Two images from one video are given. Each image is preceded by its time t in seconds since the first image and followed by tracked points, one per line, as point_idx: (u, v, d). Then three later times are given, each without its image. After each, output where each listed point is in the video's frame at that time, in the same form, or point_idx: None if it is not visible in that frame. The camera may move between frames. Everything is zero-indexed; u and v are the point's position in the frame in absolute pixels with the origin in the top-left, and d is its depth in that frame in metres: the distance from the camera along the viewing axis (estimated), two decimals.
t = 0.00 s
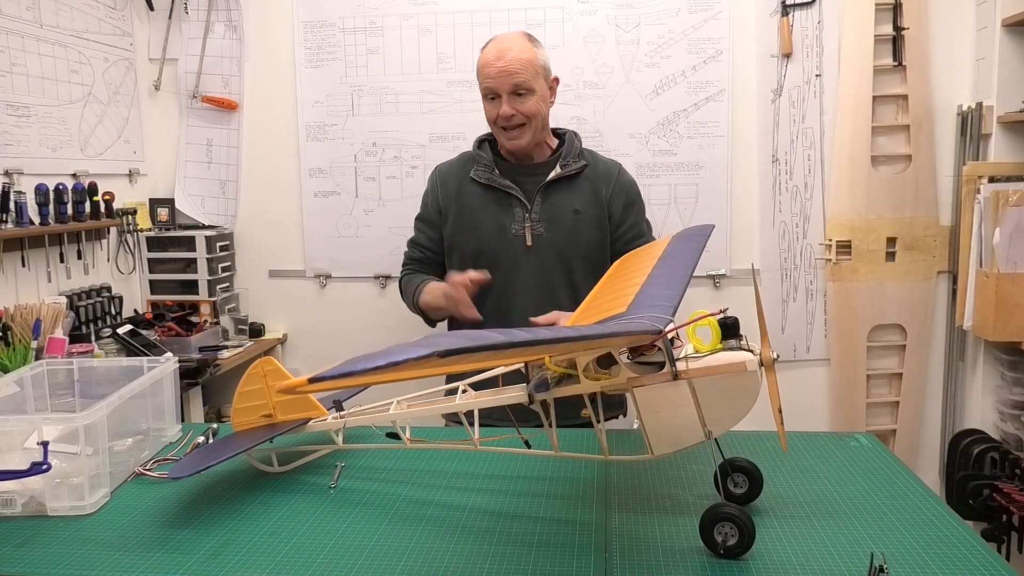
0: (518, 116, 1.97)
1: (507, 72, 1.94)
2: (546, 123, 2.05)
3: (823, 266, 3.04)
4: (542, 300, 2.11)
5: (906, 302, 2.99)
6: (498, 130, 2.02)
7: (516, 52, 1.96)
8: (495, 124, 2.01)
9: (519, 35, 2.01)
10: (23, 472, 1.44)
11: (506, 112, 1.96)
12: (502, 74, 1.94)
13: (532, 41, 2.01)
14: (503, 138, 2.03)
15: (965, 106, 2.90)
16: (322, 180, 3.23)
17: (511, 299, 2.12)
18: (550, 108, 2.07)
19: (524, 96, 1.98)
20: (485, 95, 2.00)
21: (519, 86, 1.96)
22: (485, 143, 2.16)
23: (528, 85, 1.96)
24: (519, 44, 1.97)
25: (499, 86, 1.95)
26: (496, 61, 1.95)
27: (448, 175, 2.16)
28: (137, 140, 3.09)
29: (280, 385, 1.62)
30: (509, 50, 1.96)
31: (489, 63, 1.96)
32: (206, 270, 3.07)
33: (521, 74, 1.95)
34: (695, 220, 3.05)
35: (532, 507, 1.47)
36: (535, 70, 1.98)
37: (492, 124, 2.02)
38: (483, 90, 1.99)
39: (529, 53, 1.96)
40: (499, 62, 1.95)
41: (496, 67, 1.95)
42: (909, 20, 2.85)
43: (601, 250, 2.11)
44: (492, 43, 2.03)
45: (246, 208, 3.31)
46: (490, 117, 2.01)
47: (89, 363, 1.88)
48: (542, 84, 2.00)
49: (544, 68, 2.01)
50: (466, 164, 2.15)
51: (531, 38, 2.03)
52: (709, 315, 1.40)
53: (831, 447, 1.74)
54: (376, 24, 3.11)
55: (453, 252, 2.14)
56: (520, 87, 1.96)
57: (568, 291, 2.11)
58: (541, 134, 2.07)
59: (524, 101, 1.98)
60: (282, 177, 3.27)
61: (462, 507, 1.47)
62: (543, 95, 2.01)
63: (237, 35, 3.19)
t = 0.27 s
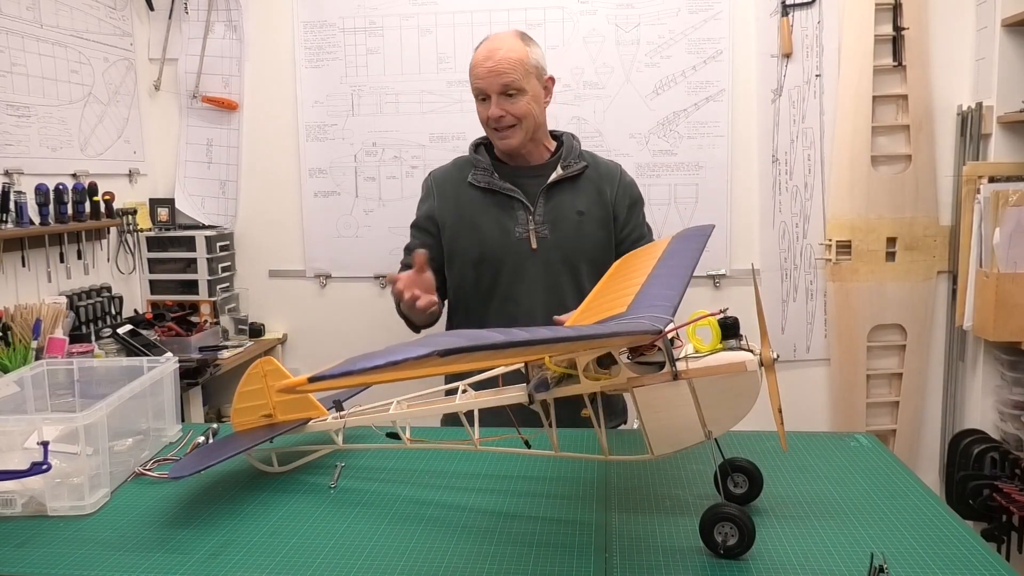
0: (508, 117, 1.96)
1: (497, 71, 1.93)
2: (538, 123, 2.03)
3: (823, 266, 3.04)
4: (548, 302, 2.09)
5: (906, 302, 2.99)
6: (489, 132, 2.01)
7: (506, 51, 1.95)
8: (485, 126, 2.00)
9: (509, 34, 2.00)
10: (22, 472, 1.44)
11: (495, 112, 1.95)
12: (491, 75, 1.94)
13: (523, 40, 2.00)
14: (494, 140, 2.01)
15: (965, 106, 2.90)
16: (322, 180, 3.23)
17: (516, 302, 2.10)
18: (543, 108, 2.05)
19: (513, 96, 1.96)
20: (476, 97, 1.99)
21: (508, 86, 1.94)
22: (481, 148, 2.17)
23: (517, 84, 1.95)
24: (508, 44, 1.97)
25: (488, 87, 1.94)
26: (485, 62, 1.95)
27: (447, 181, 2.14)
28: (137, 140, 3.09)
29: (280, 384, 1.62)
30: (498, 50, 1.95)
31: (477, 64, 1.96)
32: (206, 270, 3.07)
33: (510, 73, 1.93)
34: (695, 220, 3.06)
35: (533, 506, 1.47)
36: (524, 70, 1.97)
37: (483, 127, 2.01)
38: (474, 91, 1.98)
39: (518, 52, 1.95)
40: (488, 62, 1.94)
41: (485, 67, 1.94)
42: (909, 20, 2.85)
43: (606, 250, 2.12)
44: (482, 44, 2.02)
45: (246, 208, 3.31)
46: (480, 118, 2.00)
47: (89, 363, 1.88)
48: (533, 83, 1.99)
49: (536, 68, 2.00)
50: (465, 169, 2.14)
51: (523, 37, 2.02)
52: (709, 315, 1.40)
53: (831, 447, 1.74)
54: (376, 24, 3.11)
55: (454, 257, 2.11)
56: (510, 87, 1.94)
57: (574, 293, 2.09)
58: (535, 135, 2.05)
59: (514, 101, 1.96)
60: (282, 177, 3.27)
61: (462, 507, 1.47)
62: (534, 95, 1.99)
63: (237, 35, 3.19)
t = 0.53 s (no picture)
0: (511, 106, 1.96)
1: (495, 60, 1.92)
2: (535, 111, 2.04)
3: (823, 266, 3.04)
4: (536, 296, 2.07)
5: (906, 302, 2.99)
6: (488, 124, 1.99)
7: (502, 40, 1.94)
8: (484, 117, 1.98)
9: (497, 22, 1.99)
10: (22, 472, 1.44)
11: (499, 102, 1.94)
12: (491, 64, 1.92)
13: (511, 27, 1.99)
14: (493, 131, 2.00)
15: (965, 106, 2.90)
16: (322, 180, 3.23)
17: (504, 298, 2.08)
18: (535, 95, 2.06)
19: (511, 84, 1.96)
20: (471, 88, 1.97)
21: (508, 75, 1.94)
22: (467, 144, 2.16)
23: (517, 71, 1.95)
24: (500, 32, 1.95)
25: (488, 76, 1.93)
26: (480, 51, 1.92)
27: (432, 179, 2.13)
28: (137, 140, 3.09)
29: (280, 384, 1.62)
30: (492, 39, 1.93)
31: (473, 54, 1.93)
32: (206, 270, 3.07)
33: (510, 60, 1.93)
34: (695, 220, 3.05)
35: (533, 507, 1.47)
36: (519, 57, 1.97)
37: (480, 118, 1.99)
38: (469, 83, 1.95)
39: (513, 40, 1.95)
40: (485, 51, 1.92)
41: (483, 57, 1.92)
42: (909, 20, 2.85)
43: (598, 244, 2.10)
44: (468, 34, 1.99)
45: (246, 208, 3.31)
46: (477, 110, 1.98)
47: (89, 363, 1.88)
48: (528, 70, 2.00)
49: (527, 56, 2.01)
50: (450, 166, 2.13)
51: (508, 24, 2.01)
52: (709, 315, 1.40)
53: (830, 447, 1.74)
54: (376, 24, 3.11)
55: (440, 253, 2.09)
56: (510, 75, 1.94)
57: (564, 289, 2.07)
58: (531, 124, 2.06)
59: (514, 88, 1.97)
60: (281, 177, 3.27)
61: (462, 507, 1.47)
62: (530, 82, 2.00)
63: (237, 35, 3.19)
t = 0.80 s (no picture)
0: (490, 103, 1.88)
1: (477, 54, 1.84)
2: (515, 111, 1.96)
3: (823, 266, 3.04)
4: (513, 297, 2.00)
5: (906, 302, 2.98)
6: (464, 121, 1.91)
7: (486, 33, 1.86)
8: (461, 113, 1.90)
9: (482, 15, 1.91)
10: (23, 472, 1.44)
11: (478, 99, 1.86)
12: (473, 57, 1.84)
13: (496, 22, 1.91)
14: (470, 129, 1.92)
15: (965, 106, 2.90)
16: (322, 180, 3.23)
17: (479, 300, 2.02)
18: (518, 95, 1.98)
19: (492, 81, 1.88)
20: (451, 82, 1.89)
21: (490, 70, 1.86)
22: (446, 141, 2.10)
23: (500, 67, 1.87)
24: (485, 25, 1.87)
25: (467, 70, 1.85)
26: (462, 43, 1.84)
27: (407, 176, 2.08)
28: (137, 140, 3.09)
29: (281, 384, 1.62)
30: (475, 32, 1.85)
31: (454, 46, 1.85)
32: (206, 270, 3.07)
33: (494, 55, 1.85)
34: (695, 220, 3.06)
35: (533, 507, 1.47)
36: (503, 52, 1.89)
37: (458, 114, 1.91)
38: (447, 76, 1.87)
39: (497, 34, 1.87)
40: (467, 43, 1.84)
41: (464, 49, 1.84)
42: (909, 20, 2.85)
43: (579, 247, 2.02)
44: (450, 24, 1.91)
45: (246, 208, 3.31)
46: (455, 105, 1.90)
47: (89, 363, 1.88)
48: (512, 68, 1.92)
49: (512, 53, 1.92)
50: (426, 163, 2.07)
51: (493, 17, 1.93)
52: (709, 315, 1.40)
53: (830, 447, 1.74)
54: (376, 24, 3.11)
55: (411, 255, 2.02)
56: (492, 71, 1.86)
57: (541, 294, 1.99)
58: (512, 124, 1.98)
59: (495, 85, 1.88)
60: (281, 177, 3.27)
61: (463, 507, 1.47)
62: (513, 80, 1.92)
63: (237, 35, 3.19)
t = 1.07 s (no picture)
0: (476, 99, 1.84)
1: (464, 46, 1.80)
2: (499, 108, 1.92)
3: (823, 266, 3.04)
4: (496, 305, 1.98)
5: (905, 302, 2.98)
6: (448, 116, 1.85)
7: (473, 23, 1.81)
8: (445, 108, 1.85)
9: (467, 5, 1.87)
10: (23, 472, 1.44)
11: (463, 93, 1.81)
12: (460, 48, 1.80)
13: (482, 13, 1.87)
14: (454, 125, 1.87)
15: (965, 106, 2.90)
16: (322, 180, 3.23)
17: (460, 306, 1.98)
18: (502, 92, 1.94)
19: (478, 75, 1.84)
20: (435, 74, 1.83)
21: (477, 63, 1.82)
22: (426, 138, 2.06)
23: (487, 61, 1.83)
24: (472, 15, 1.83)
25: (454, 62, 1.80)
26: (449, 34, 1.80)
27: (386, 177, 2.03)
28: (137, 140, 3.09)
29: (281, 384, 1.62)
30: (461, 21, 1.80)
31: (440, 37, 1.80)
32: (206, 270, 3.07)
33: (481, 48, 1.81)
34: (695, 220, 3.06)
35: (533, 507, 1.47)
36: (490, 45, 1.85)
37: (441, 108, 1.85)
38: (433, 68, 1.82)
39: (484, 25, 1.83)
40: (454, 33, 1.79)
41: (451, 40, 1.80)
42: (909, 20, 2.85)
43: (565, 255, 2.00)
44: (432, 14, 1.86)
45: (245, 208, 3.31)
46: (439, 99, 1.84)
47: (89, 363, 1.88)
48: (497, 63, 1.88)
49: (498, 47, 1.89)
50: (406, 163, 2.03)
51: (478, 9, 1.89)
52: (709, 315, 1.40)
53: (830, 447, 1.74)
54: (376, 24, 3.11)
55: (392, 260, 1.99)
56: (478, 64, 1.82)
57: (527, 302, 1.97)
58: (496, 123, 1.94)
59: (482, 80, 1.84)
60: (281, 177, 3.27)
61: (463, 507, 1.47)
62: (499, 76, 1.88)
63: (237, 35, 3.19)
